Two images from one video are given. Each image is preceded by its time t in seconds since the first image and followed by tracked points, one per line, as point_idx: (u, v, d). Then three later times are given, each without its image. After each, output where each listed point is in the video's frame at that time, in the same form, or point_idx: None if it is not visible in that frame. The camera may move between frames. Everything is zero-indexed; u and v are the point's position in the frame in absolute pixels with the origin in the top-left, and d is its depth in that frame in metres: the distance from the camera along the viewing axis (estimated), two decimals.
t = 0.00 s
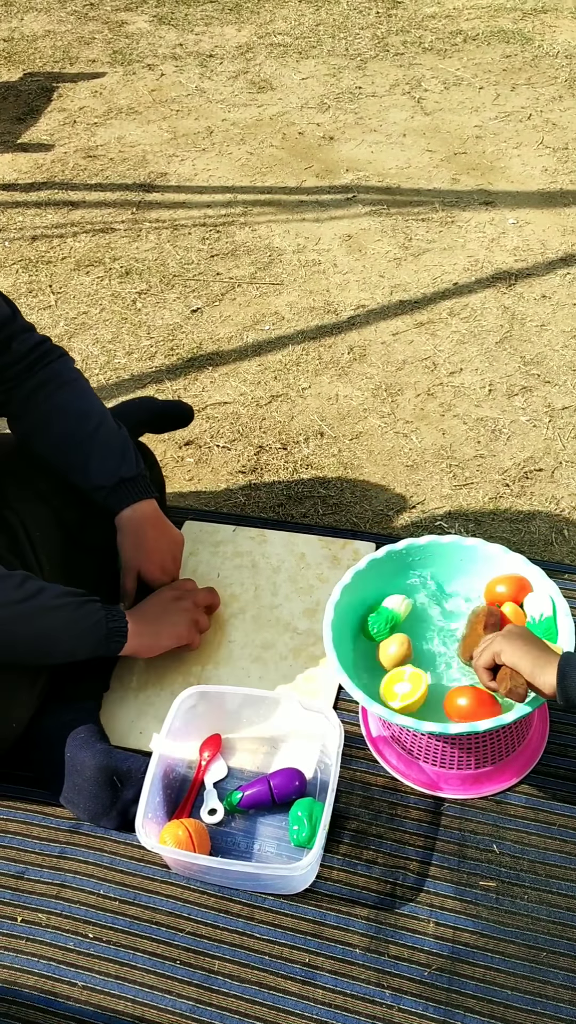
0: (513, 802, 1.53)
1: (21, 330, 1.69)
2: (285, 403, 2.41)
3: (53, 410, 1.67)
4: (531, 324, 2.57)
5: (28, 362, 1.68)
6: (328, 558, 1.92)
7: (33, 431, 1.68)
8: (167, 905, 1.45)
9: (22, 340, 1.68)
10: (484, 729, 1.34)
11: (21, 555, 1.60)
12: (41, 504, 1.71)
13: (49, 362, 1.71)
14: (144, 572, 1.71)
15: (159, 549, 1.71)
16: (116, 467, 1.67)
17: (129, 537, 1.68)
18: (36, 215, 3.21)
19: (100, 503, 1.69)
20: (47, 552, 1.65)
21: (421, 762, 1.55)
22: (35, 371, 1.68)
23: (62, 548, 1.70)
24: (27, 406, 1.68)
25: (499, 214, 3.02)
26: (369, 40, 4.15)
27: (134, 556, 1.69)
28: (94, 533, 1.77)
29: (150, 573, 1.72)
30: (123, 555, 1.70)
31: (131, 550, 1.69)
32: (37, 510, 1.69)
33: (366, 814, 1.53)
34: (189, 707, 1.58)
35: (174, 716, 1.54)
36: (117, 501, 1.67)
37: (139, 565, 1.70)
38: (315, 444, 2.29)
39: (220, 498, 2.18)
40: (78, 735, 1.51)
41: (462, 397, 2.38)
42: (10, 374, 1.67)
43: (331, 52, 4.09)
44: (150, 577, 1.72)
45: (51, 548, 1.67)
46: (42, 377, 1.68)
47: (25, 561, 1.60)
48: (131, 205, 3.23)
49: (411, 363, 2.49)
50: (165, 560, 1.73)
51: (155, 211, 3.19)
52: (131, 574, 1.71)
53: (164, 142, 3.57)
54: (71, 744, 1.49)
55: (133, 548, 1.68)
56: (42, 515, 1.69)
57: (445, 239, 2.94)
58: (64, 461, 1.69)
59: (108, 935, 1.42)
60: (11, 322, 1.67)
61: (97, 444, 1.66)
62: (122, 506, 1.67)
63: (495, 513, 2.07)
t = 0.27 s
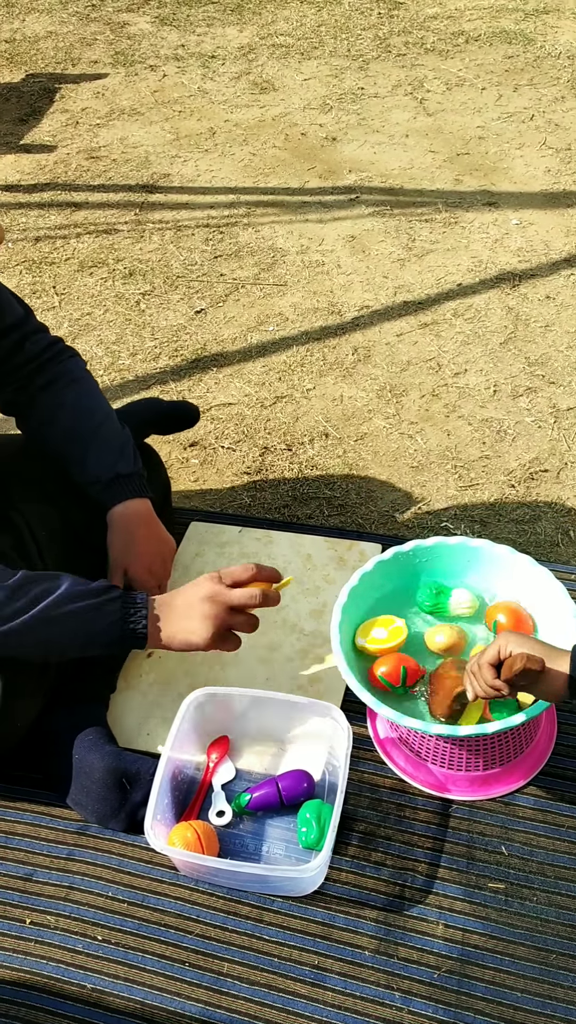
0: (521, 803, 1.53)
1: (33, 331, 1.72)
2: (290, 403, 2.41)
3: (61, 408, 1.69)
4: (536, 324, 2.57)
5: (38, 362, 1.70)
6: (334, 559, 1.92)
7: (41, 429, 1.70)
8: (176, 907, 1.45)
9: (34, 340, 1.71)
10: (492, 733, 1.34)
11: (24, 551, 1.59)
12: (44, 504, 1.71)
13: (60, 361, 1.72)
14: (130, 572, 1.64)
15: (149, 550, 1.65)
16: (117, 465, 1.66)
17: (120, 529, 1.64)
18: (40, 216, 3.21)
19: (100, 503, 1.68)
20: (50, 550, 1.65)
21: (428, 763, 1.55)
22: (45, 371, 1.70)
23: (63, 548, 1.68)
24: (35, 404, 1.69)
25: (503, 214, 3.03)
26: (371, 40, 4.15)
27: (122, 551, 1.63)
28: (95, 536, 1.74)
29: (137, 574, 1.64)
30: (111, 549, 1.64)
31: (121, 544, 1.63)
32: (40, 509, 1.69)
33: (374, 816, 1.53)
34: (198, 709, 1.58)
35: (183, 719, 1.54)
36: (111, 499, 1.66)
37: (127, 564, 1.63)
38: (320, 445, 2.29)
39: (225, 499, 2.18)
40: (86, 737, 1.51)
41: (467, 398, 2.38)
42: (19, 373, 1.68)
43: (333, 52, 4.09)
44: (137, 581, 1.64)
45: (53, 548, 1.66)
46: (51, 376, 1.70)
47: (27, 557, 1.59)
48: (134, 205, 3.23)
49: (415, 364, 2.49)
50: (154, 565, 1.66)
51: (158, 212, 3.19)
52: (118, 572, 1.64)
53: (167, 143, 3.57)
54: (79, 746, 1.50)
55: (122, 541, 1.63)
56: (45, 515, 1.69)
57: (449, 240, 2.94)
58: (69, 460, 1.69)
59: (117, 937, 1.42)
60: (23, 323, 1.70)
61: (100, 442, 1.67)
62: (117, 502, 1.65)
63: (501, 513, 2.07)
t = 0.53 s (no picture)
0: (536, 804, 1.53)
1: (54, 332, 1.73)
2: (299, 404, 2.41)
3: (80, 407, 1.70)
4: (543, 325, 2.58)
5: (58, 362, 1.71)
6: (345, 560, 1.92)
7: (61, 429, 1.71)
8: (191, 908, 1.45)
9: (54, 340, 1.72)
10: (507, 734, 1.34)
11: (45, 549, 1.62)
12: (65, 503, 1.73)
13: (80, 361, 1.73)
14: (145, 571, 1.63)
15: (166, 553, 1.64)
16: (137, 465, 1.67)
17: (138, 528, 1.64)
18: (45, 217, 3.21)
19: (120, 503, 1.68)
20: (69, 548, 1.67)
21: (442, 764, 1.55)
22: (64, 371, 1.71)
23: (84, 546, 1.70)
24: (55, 405, 1.71)
25: (509, 216, 3.03)
26: (374, 42, 4.15)
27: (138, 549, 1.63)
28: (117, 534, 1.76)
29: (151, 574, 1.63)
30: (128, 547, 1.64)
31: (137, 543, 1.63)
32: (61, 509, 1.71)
33: (389, 817, 1.53)
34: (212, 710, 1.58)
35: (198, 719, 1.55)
36: (133, 498, 1.66)
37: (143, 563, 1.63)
38: (329, 446, 2.29)
39: (234, 500, 2.18)
40: (104, 740, 1.53)
41: (475, 399, 2.38)
42: (39, 373, 1.70)
43: (337, 54, 4.09)
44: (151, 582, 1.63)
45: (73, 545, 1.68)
46: (70, 376, 1.71)
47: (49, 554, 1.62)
48: (140, 207, 3.23)
49: (423, 365, 2.49)
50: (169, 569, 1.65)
51: (164, 213, 3.19)
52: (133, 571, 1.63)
53: (172, 144, 3.57)
54: (97, 748, 1.52)
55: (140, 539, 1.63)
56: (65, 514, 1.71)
57: (455, 241, 2.94)
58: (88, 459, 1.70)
59: (132, 939, 1.42)
60: (44, 323, 1.72)
61: (119, 441, 1.67)
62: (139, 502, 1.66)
63: (510, 514, 2.07)
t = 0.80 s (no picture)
0: (548, 801, 1.53)
1: (64, 331, 1.75)
2: (306, 404, 2.41)
3: (89, 406, 1.71)
4: (550, 325, 2.58)
5: (68, 361, 1.73)
6: (355, 559, 1.93)
7: (71, 428, 1.72)
8: (205, 905, 1.45)
9: (63, 340, 1.74)
10: (522, 728, 1.34)
11: (55, 551, 1.62)
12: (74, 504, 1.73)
13: (89, 361, 1.75)
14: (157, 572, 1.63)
15: (175, 551, 1.65)
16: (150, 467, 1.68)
17: (147, 528, 1.64)
18: (51, 218, 3.21)
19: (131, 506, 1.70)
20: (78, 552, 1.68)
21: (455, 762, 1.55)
22: (75, 370, 1.73)
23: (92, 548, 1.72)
24: (66, 402, 1.72)
25: (514, 215, 3.03)
26: (378, 42, 4.16)
27: (149, 550, 1.63)
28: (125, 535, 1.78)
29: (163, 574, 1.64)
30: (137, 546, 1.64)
31: (147, 543, 1.63)
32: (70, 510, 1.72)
33: (401, 814, 1.53)
34: (225, 708, 1.59)
35: (211, 716, 1.56)
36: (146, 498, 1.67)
37: (155, 564, 1.63)
38: (337, 445, 2.30)
39: (243, 499, 2.18)
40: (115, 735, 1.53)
41: (483, 398, 2.38)
42: (49, 371, 1.72)
43: (341, 54, 4.10)
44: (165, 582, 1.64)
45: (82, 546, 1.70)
46: (82, 376, 1.73)
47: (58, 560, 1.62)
48: (146, 207, 3.23)
49: (430, 364, 2.50)
50: (182, 568, 1.66)
51: (169, 213, 3.19)
52: (144, 570, 1.63)
53: (177, 145, 3.57)
54: (107, 743, 1.52)
55: (148, 540, 1.63)
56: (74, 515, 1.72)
57: (461, 240, 2.95)
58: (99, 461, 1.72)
59: (146, 936, 1.42)
60: (53, 322, 1.74)
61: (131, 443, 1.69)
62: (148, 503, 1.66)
63: (519, 513, 2.08)
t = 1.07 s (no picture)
0: (561, 799, 1.53)
1: (60, 330, 1.73)
2: (314, 404, 2.42)
3: (92, 408, 1.70)
4: (556, 325, 2.58)
5: (66, 361, 1.71)
6: (365, 558, 1.93)
7: (75, 429, 1.71)
8: (220, 904, 1.45)
9: (59, 339, 1.72)
10: (535, 727, 1.34)
11: (63, 553, 1.63)
12: (82, 504, 1.72)
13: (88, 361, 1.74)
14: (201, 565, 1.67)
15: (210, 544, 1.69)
16: (161, 467, 1.68)
17: (177, 529, 1.67)
18: (57, 219, 3.22)
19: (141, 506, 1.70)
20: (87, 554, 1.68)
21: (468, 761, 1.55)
22: (75, 370, 1.72)
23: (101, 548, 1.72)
24: (69, 404, 1.71)
25: (519, 216, 3.04)
26: (381, 43, 4.17)
27: (186, 548, 1.67)
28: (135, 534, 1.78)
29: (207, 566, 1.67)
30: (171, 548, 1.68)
31: (182, 544, 1.66)
32: (78, 510, 1.71)
33: (415, 813, 1.54)
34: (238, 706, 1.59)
35: (223, 715, 1.57)
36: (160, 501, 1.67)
37: (198, 557, 1.67)
38: (345, 445, 2.30)
39: (251, 499, 2.19)
40: (126, 734, 1.53)
41: (490, 398, 2.39)
42: (47, 373, 1.70)
43: (345, 55, 4.10)
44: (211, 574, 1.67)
45: (91, 546, 1.70)
46: (82, 377, 1.72)
47: (66, 562, 1.63)
48: (151, 208, 3.24)
49: (437, 364, 2.50)
50: (223, 557, 1.69)
51: (175, 215, 3.19)
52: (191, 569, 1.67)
53: (181, 146, 3.58)
54: (118, 743, 1.52)
55: (181, 539, 1.66)
56: (82, 515, 1.71)
57: (467, 240, 2.95)
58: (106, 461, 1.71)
59: (161, 934, 1.42)
60: (48, 321, 1.72)
61: (139, 443, 1.68)
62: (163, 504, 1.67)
63: (528, 512, 2.08)
